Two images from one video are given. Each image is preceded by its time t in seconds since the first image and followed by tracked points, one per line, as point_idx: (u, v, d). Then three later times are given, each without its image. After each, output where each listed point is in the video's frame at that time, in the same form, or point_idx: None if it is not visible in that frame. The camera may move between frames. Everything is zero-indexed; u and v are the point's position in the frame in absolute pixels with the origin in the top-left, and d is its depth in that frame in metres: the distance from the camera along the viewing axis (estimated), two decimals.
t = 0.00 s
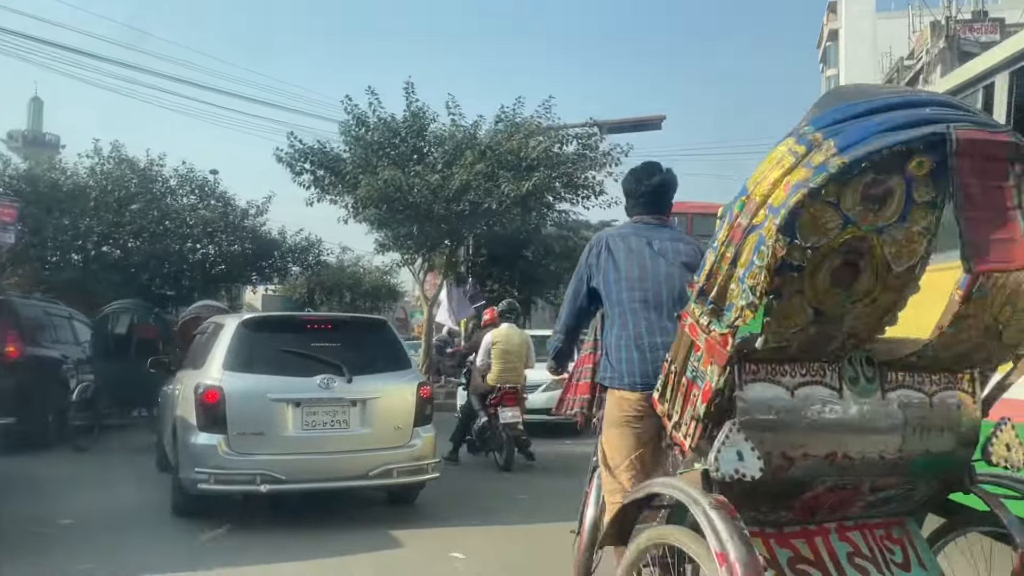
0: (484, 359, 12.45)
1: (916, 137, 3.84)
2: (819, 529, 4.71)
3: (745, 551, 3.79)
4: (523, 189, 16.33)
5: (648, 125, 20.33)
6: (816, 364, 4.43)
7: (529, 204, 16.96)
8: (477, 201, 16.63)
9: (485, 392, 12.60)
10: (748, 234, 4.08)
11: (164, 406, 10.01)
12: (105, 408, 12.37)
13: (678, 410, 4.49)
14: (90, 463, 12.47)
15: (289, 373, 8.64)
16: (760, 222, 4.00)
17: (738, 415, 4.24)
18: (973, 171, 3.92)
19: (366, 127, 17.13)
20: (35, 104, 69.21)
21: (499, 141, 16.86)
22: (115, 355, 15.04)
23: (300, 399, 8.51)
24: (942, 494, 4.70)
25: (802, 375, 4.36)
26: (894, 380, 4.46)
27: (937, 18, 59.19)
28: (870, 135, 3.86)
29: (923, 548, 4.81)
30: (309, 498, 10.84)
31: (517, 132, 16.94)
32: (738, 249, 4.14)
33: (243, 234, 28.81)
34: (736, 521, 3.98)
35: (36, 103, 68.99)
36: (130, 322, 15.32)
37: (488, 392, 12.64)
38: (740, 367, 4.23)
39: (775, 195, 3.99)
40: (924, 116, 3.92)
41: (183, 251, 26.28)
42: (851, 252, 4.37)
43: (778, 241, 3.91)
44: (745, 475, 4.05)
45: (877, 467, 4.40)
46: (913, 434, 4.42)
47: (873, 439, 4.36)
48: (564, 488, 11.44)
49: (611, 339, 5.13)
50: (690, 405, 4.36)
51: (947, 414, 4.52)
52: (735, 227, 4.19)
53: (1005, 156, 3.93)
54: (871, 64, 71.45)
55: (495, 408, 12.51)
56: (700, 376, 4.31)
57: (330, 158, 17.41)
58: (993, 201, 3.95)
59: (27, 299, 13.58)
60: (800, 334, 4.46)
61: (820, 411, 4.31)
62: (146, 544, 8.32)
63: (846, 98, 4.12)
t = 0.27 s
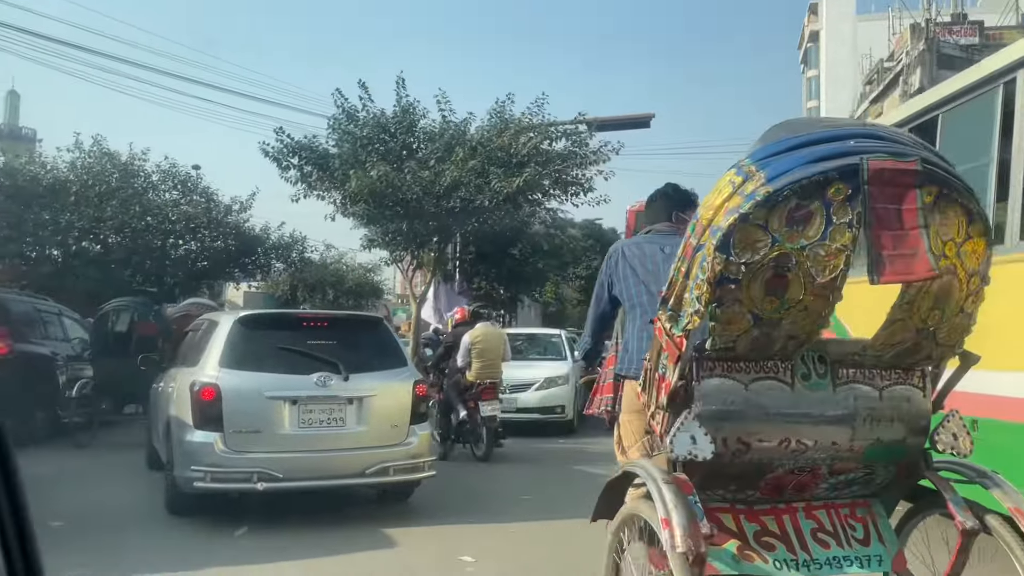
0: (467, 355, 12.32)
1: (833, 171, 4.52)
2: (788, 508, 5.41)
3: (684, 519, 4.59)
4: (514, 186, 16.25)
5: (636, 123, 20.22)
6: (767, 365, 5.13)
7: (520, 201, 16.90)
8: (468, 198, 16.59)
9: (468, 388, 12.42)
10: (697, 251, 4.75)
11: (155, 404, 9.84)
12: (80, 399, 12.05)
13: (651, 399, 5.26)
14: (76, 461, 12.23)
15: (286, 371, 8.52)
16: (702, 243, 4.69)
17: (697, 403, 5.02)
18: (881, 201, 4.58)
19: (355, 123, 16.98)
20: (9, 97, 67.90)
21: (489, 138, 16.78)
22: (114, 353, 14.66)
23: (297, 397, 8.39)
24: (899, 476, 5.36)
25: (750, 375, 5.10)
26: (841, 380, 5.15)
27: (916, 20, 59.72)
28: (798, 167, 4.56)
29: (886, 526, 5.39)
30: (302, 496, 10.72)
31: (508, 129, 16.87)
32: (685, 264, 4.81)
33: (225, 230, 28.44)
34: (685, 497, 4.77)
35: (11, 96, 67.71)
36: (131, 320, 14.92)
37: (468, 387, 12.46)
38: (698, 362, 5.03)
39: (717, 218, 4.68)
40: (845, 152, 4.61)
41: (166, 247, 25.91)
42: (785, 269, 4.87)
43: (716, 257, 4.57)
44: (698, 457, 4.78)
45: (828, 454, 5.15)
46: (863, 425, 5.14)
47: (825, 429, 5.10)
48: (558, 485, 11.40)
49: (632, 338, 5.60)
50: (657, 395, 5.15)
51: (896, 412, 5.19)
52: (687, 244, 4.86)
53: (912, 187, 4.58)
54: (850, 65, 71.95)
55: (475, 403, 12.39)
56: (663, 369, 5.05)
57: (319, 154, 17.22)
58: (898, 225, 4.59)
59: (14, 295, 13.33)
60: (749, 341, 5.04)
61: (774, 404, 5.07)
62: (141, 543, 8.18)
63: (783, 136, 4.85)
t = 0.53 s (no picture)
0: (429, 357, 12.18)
1: (788, 198, 5.17)
2: (763, 495, 5.94)
3: (653, 499, 5.22)
4: (494, 185, 16.06)
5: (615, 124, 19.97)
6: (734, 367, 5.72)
7: (498, 200, 16.71)
8: (446, 197, 16.47)
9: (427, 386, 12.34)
10: (668, 268, 5.44)
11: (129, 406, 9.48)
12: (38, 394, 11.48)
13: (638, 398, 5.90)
14: (42, 464, 11.76)
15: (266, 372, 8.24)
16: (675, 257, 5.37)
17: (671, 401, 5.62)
18: (828, 224, 5.18)
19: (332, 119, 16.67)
20: None
21: (468, 136, 16.57)
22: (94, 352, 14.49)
23: (279, 398, 8.12)
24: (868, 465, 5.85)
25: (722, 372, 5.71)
26: (805, 375, 5.70)
27: (882, 27, 60.52)
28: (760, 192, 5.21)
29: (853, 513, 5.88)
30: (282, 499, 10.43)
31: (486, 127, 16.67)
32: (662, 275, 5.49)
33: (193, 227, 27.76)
34: (657, 482, 5.37)
35: None
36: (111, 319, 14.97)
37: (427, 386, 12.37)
38: (673, 361, 5.65)
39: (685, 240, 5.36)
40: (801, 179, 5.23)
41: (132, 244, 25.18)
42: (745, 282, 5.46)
43: (682, 273, 5.25)
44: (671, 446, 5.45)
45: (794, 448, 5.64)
46: (826, 421, 5.62)
47: (791, 423, 5.58)
48: (542, 487, 11.24)
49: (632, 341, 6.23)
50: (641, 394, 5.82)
51: (862, 407, 5.67)
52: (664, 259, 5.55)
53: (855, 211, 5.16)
54: (818, 70, 72.73)
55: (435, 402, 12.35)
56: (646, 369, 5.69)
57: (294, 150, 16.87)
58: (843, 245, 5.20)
59: None
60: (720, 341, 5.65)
61: (742, 400, 5.62)
62: (117, 549, 7.86)
63: (749, 165, 5.52)
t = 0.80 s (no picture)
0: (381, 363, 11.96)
1: (749, 216, 5.14)
2: (734, 485, 5.85)
3: (632, 484, 5.21)
4: (459, 186, 15.76)
5: (579, 127, 19.79)
6: (707, 379, 5.63)
7: (464, 201, 16.45)
8: (410, 197, 16.14)
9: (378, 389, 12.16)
10: (643, 285, 5.38)
11: (83, 411, 9.01)
12: None
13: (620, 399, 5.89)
14: None
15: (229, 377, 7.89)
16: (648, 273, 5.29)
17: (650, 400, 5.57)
18: (785, 241, 5.12)
19: (292, 116, 16.29)
20: None
21: (432, 137, 16.30)
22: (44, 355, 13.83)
23: (242, 403, 7.77)
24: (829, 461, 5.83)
25: (691, 380, 5.62)
26: (764, 385, 5.66)
27: (832, 37, 61.66)
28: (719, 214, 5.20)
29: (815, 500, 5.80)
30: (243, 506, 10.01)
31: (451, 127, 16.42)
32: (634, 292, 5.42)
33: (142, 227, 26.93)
34: (634, 469, 5.36)
35: None
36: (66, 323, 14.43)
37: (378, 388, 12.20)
38: (651, 367, 5.57)
39: (660, 258, 5.30)
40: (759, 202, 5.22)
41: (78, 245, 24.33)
42: (710, 298, 5.27)
43: (656, 286, 5.18)
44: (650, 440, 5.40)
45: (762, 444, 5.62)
46: (788, 417, 5.60)
47: (758, 420, 5.57)
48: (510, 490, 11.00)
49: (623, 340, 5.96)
50: (623, 393, 5.82)
51: (819, 411, 5.65)
52: (639, 277, 5.48)
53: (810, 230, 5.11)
54: (769, 78, 73.89)
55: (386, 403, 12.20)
56: (630, 372, 5.67)
57: (252, 147, 16.42)
58: (798, 263, 5.11)
59: None
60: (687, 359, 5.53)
61: (710, 402, 5.59)
62: (69, 561, 7.40)
63: (718, 192, 5.50)
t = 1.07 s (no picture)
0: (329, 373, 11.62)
1: (712, 235, 4.92)
2: (688, 481, 5.71)
3: (603, 482, 4.97)
4: (410, 188, 15.45)
5: (529, 130, 19.53)
6: (665, 385, 5.51)
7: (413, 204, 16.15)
8: (358, 199, 15.68)
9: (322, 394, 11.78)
10: (608, 299, 5.18)
11: (11, 421, 8.36)
12: None
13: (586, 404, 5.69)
14: None
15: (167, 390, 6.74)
16: (615, 286, 5.09)
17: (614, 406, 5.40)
18: (739, 261, 4.92)
19: (234, 113, 15.69)
20: None
21: (381, 137, 15.87)
22: None
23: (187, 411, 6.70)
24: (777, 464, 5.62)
25: (652, 385, 5.50)
26: (719, 391, 5.54)
27: (767, 47, 63.03)
28: (682, 234, 4.99)
29: (764, 493, 5.68)
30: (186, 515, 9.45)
31: (402, 127, 16.02)
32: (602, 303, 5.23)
33: (71, 229, 25.75)
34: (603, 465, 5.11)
35: None
36: None
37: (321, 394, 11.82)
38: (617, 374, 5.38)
39: (625, 273, 5.09)
40: (721, 221, 5.02)
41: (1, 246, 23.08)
42: (672, 313, 5.09)
43: (624, 301, 4.98)
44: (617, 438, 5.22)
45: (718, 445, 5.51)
46: (737, 417, 5.49)
47: (715, 421, 5.45)
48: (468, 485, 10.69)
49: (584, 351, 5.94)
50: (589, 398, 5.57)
51: (768, 413, 5.53)
52: (606, 289, 5.28)
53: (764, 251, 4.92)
54: (706, 86, 75.16)
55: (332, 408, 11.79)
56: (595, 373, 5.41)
57: (192, 146, 15.76)
58: (749, 284, 4.91)
59: None
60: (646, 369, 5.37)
61: (668, 406, 5.45)
62: None
63: (679, 212, 5.28)
